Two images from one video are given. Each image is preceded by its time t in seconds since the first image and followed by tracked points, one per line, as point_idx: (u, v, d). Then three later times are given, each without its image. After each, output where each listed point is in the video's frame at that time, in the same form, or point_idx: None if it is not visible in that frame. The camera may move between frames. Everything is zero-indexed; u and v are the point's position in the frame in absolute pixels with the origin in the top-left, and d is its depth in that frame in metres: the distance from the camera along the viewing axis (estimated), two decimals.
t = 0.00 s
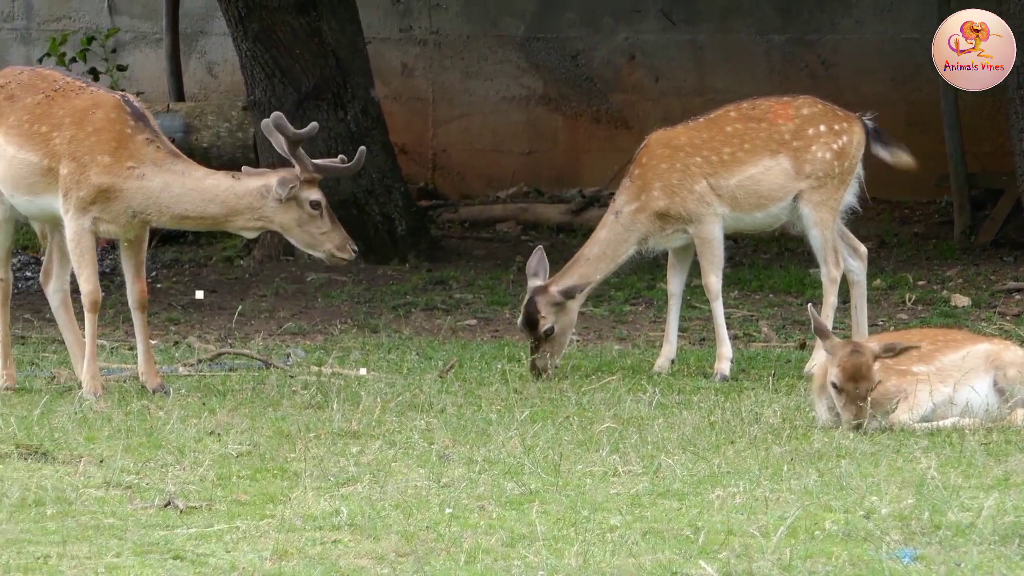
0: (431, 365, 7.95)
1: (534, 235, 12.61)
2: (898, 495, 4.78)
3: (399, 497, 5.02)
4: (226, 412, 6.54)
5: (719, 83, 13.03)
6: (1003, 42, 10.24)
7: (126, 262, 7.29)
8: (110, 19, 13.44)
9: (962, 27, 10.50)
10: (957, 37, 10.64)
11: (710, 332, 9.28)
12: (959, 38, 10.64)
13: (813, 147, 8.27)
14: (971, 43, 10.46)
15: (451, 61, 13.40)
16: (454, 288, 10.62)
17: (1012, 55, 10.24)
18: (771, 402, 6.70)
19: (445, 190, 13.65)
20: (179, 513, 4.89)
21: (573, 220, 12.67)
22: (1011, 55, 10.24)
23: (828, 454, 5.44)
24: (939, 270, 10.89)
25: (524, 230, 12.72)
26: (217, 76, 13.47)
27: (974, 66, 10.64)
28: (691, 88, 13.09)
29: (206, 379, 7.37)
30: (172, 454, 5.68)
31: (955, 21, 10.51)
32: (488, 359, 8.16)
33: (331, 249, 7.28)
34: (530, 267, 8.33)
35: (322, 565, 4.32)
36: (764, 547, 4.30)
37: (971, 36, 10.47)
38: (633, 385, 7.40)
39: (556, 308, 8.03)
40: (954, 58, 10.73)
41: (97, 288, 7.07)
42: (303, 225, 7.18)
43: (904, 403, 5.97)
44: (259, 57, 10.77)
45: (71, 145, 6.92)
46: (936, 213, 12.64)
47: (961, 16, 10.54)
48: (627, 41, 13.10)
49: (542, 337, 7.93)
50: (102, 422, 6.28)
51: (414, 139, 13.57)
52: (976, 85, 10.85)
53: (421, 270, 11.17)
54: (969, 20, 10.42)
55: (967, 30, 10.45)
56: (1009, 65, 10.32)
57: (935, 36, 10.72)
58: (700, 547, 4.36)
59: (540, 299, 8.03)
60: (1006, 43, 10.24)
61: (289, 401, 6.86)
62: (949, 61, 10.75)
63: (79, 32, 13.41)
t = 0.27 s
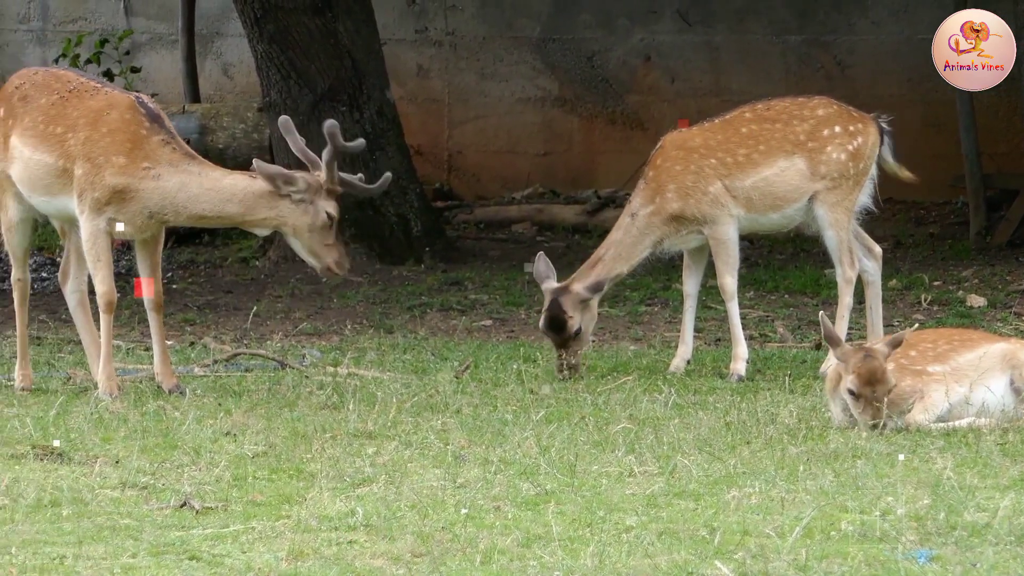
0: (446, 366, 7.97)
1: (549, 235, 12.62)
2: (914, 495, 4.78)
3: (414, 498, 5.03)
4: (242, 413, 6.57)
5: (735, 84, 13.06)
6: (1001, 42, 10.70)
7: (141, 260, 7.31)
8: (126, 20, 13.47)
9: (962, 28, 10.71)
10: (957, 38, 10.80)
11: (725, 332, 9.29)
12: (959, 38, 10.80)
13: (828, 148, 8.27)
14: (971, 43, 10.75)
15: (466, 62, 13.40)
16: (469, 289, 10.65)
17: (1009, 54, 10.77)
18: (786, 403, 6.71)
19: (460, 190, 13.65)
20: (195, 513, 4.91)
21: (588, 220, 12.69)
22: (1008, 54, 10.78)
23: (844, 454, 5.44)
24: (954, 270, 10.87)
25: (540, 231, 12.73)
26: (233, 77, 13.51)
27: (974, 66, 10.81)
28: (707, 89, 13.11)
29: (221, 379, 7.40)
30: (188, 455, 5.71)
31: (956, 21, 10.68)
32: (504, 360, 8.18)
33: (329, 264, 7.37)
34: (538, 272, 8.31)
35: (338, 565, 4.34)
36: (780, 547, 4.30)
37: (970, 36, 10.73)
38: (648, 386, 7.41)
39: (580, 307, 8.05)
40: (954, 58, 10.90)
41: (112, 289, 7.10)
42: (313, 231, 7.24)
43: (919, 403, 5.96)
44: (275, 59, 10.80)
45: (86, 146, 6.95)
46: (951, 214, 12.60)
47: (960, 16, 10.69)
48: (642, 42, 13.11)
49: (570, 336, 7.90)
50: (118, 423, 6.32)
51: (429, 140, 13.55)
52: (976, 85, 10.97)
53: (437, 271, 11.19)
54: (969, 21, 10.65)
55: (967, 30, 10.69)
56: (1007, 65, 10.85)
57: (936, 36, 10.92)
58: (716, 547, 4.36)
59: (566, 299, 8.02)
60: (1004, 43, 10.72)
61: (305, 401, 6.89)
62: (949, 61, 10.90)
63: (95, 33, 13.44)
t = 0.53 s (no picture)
0: (460, 366, 7.99)
1: (562, 236, 12.64)
2: (928, 495, 4.78)
3: (428, 498, 5.05)
4: (256, 414, 6.60)
5: (748, 84, 13.07)
6: (1001, 42, 10.66)
7: (148, 264, 7.33)
8: (138, 21, 13.49)
9: (962, 27, 10.57)
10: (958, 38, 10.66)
11: (739, 333, 9.29)
12: (960, 38, 10.66)
13: (835, 148, 8.24)
14: (971, 42, 10.66)
15: (479, 62, 13.40)
16: (482, 289, 10.66)
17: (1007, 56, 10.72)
18: (800, 403, 6.71)
19: (472, 191, 13.67)
20: (209, 514, 4.93)
21: (602, 221, 12.71)
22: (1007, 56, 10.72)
23: (857, 455, 5.44)
24: (968, 270, 10.85)
25: (553, 232, 12.74)
26: (246, 77, 13.54)
27: (974, 66, 10.69)
28: (720, 89, 13.12)
29: (234, 380, 7.42)
30: (202, 455, 5.73)
31: (956, 21, 10.53)
32: (517, 360, 8.20)
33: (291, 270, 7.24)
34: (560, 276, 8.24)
35: (351, 565, 4.35)
36: (793, 548, 4.30)
37: (971, 36, 10.63)
38: (662, 386, 7.42)
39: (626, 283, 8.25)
40: (954, 58, 10.75)
41: (121, 290, 7.12)
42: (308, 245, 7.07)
43: (932, 404, 5.97)
44: (288, 60, 10.84)
45: (95, 145, 6.98)
46: (964, 214, 12.62)
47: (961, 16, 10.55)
48: (655, 42, 13.12)
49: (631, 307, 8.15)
50: (132, 423, 6.34)
51: (442, 139, 13.55)
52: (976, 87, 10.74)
53: (450, 272, 11.21)
54: (969, 20, 10.53)
55: (967, 30, 10.59)
56: (1005, 65, 10.85)
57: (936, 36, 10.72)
58: (730, 547, 4.37)
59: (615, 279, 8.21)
60: (1004, 43, 10.67)
61: (318, 402, 6.91)
62: (949, 61, 10.76)
63: (108, 34, 13.45)
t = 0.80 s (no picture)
0: (475, 368, 8.01)
1: (577, 237, 12.64)
2: (943, 497, 4.78)
3: (443, 499, 5.06)
4: (270, 415, 6.62)
5: (763, 85, 13.10)
6: (1002, 42, 11.71)
7: (162, 267, 7.36)
8: (154, 22, 13.53)
9: (962, 28, 11.91)
10: (958, 38, 12.01)
11: (753, 334, 9.29)
12: (959, 39, 12.01)
13: (847, 149, 8.23)
14: (971, 44, 11.97)
15: (494, 63, 13.41)
16: (497, 290, 10.68)
17: (1010, 55, 11.71)
18: (815, 404, 6.71)
19: (487, 192, 13.61)
20: (224, 515, 4.96)
21: (616, 222, 12.73)
22: (1010, 55, 11.72)
23: (872, 456, 5.44)
24: (984, 271, 10.84)
25: (568, 233, 12.75)
26: (261, 79, 13.60)
27: (975, 66, 11.85)
28: (735, 90, 13.15)
29: (248, 382, 7.45)
30: (217, 457, 5.76)
31: (956, 23, 11.88)
32: (531, 361, 8.20)
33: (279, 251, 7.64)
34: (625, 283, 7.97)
35: (366, 566, 4.37)
36: (808, 549, 4.31)
37: (971, 37, 11.94)
38: (677, 388, 7.42)
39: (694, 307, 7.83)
40: (954, 58, 12.03)
41: (141, 290, 7.12)
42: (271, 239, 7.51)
43: (948, 405, 5.96)
44: (303, 61, 10.88)
45: (125, 143, 7.00)
46: (979, 215, 12.58)
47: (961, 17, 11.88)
48: (670, 43, 13.15)
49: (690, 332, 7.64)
50: (146, 424, 6.37)
51: (457, 140, 13.52)
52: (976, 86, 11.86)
53: (465, 273, 11.23)
54: (969, 21, 11.84)
55: (967, 30, 11.90)
56: (1008, 65, 11.73)
57: (937, 38, 12.06)
58: (744, 549, 4.37)
59: (685, 302, 7.77)
60: (1005, 43, 11.72)
61: (333, 403, 6.93)
62: (949, 61, 12.05)
63: (124, 35, 13.49)
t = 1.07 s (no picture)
0: (488, 369, 8.02)
1: (590, 239, 12.65)
2: (956, 498, 4.78)
3: (456, 501, 5.08)
4: (284, 416, 6.65)
5: (776, 87, 13.11)
6: (1002, 42, 11.07)
7: (175, 268, 7.40)
8: (167, 24, 13.58)
9: (962, 28, 11.36)
10: (958, 38, 11.46)
11: (767, 336, 9.29)
12: (960, 39, 11.48)
13: (864, 150, 8.24)
14: (971, 43, 11.40)
15: (507, 65, 13.42)
16: (510, 292, 10.70)
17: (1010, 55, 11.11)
18: (828, 406, 6.71)
19: (500, 194, 13.64)
20: (237, 517, 4.98)
21: (629, 224, 12.73)
22: (1010, 55, 11.11)
23: (885, 458, 5.45)
24: (997, 273, 10.82)
25: (581, 234, 12.77)
26: (274, 81, 13.63)
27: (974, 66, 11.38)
28: (748, 92, 13.16)
29: (262, 383, 7.48)
30: (230, 458, 5.78)
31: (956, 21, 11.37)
32: (545, 363, 8.22)
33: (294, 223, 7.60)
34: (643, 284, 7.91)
35: (379, 568, 4.39)
36: (821, 551, 4.32)
37: (972, 36, 11.35)
38: (690, 389, 7.43)
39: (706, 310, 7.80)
40: (954, 58, 11.58)
41: (157, 292, 7.16)
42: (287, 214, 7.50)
43: (961, 407, 5.96)
44: (316, 63, 10.91)
45: (142, 145, 7.04)
46: (993, 217, 12.56)
47: (961, 17, 11.36)
48: (683, 45, 13.16)
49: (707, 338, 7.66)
50: (160, 426, 6.40)
51: (470, 143, 13.56)
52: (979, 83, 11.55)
53: (478, 275, 11.25)
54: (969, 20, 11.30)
55: (967, 30, 11.33)
56: (1008, 65, 11.16)
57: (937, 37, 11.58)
58: (757, 550, 4.38)
59: (696, 304, 7.75)
60: (1005, 43, 11.08)
61: (346, 405, 6.96)
62: (949, 61, 11.61)
63: (137, 37, 13.52)
